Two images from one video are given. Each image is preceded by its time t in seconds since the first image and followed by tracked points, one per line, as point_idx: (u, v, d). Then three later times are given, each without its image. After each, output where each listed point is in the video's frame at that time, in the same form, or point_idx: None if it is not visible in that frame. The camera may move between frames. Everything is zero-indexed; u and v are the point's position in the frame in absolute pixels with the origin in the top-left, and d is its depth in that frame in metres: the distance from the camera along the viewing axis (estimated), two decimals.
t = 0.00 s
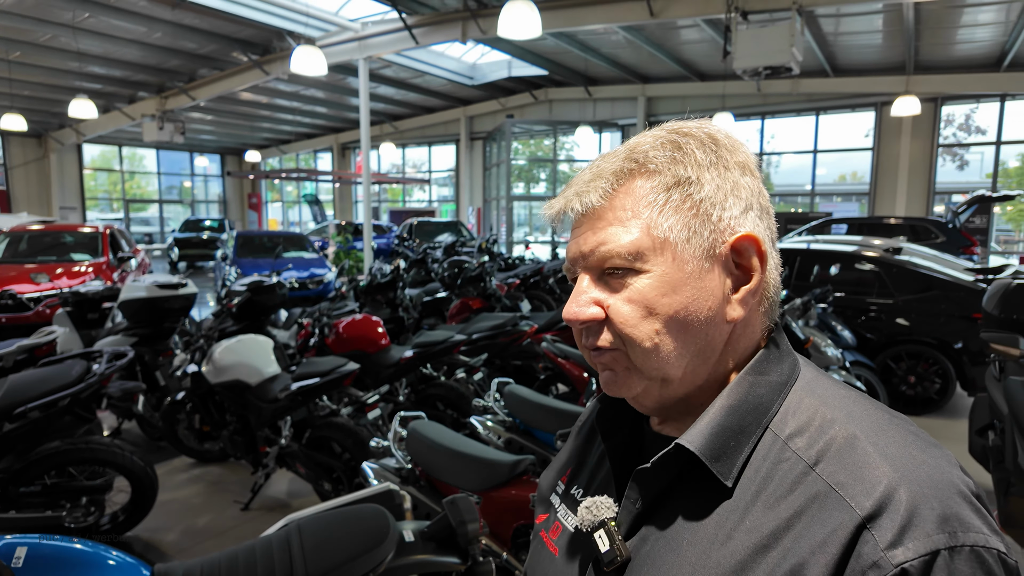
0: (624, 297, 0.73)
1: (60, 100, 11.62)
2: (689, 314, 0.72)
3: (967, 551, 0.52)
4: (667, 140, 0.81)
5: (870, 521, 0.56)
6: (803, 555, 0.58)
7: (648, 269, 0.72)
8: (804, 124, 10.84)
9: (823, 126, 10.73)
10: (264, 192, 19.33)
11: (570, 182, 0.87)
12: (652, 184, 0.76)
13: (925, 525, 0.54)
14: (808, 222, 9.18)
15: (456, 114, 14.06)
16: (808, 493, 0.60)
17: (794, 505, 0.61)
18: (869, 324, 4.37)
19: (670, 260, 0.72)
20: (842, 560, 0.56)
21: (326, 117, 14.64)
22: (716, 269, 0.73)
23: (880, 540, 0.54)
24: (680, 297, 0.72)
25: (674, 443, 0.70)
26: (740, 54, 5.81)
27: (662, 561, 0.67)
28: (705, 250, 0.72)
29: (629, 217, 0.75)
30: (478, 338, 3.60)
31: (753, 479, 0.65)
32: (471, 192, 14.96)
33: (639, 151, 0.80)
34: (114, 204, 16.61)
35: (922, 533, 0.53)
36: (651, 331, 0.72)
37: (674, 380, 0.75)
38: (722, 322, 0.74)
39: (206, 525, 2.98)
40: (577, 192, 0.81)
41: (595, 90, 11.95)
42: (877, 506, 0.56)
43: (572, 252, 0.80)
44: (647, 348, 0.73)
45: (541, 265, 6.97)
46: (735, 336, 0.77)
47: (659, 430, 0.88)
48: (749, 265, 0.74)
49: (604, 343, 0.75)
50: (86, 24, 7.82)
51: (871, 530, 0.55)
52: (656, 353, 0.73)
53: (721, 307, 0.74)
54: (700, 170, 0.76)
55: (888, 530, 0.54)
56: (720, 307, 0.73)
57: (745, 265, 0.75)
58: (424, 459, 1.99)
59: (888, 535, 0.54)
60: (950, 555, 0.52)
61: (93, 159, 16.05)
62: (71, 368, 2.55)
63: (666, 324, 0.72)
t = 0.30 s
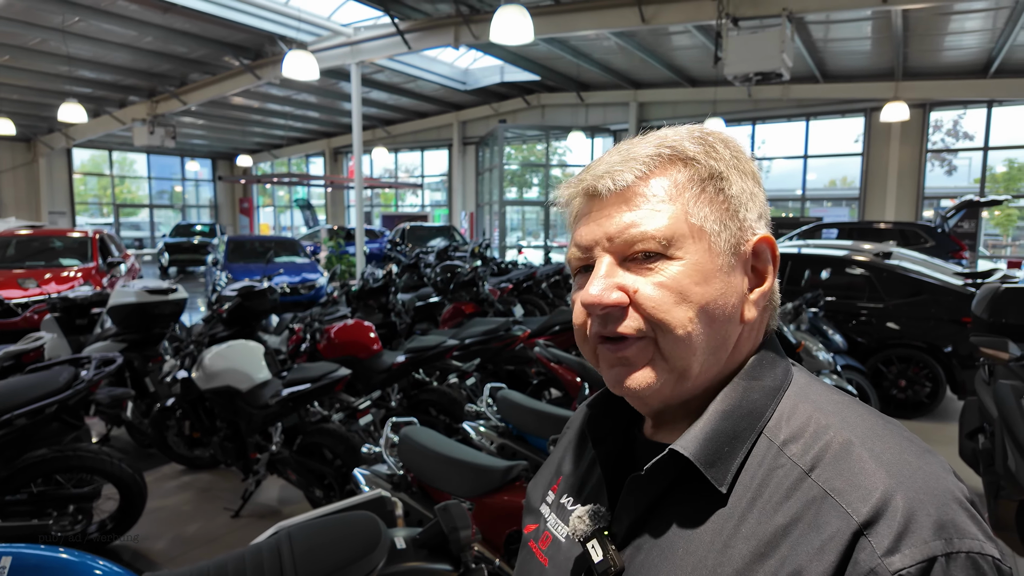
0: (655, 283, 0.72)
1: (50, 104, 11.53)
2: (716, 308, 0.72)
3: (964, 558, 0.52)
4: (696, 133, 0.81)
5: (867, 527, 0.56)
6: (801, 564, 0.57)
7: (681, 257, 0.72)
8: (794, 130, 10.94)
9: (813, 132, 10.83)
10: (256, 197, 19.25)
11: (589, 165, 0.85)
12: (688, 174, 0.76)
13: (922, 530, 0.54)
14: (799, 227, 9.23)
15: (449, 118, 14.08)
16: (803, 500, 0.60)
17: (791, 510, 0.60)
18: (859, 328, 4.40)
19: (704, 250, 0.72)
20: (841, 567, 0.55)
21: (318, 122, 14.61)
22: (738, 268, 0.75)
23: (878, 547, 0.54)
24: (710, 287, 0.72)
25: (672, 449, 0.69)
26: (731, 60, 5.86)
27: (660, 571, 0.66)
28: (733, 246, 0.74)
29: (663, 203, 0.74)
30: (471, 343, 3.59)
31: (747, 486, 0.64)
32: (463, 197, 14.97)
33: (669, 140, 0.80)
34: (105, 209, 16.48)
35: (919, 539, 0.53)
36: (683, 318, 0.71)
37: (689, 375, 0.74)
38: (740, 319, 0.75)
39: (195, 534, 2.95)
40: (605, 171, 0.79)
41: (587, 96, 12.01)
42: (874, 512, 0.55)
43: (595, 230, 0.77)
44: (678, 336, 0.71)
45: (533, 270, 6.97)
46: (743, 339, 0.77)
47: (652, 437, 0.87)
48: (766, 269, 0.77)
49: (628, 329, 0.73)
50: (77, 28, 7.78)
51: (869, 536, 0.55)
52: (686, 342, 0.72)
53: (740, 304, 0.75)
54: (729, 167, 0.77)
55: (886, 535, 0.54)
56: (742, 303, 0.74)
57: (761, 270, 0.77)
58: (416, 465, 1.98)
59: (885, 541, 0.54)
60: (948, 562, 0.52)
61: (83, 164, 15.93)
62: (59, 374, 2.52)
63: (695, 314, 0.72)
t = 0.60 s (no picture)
0: (629, 307, 0.71)
1: (40, 107, 11.45)
2: (695, 321, 0.72)
3: (948, 558, 0.51)
4: (653, 143, 0.80)
5: (851, 531, 0.55)
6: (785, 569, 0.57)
7: (654, 276, 0.71)
8: (786, 134, 11.02)
9: (805, 136, 10.91)
10: (249, 201, 19.20)
11: (550, 186, 0.83)
12: (650, 189, 0.75)
13: (907, 533, 0.53)
14: (791, 230, 9.27)
15: (442, 122, 14.09)
16: (788, 505, 0.60)
17: (776, 516, 0.60)
18: (851, 331, 4.42)
19: (676, 267, 0.72)
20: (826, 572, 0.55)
21: (311, 126, 14.58)
22: (712, 277, 0.74)
23: (863, 551, 0.54)
24: (687, 304, 0.71)
25: (655, 456, 0.69)
26: (722, 65, 5.89)
27: None
28: (703, 257, 0.73)
29: (628, 222, 0.73)
30: (464, 347, 3.60)
31: (732, 492, 0.64)
32: (457, 200, 14.97)
33: (628, 154, 0.79)
34: (95, 213, 16.36)
35: (903, 541, 0.53)
36: (662, 341, 0.71)
37: (677, 394, 0.74)
38: (717, 328, 0.75)
39: (184, 541, 2.91)
40: (567, 196, 0.77)
41: (580, 100, 12.05)
42: (859, 515, 0.55)
43: (562, 258, 0.76)
44: (659, 360, 0.71)
45: (527, 273, 6.97)
46: (722, 344, 0.77)
47: (635, 445, 0.87)
48: (737, 271, 0.77)
49: (611, 357, 0.73)
50: (67, 31, 7.73)
51: (853, 540, 0.54)
52: (668, 364, 0.71)
53: (716, 313, 0.74)
54: (690, 175, 0.77)
55: (871, 539, 0.54)
56: (716, 313, 0.74)
57: (733, 271, 0.77)
58: (407, 470, 1.96)
59: (870, 545, 0.53)
60: (933, 562, 0.51)
61: (74, 167, 15.82)
62: (46, 379, 2.48)
63: (674, 333, 0.71)
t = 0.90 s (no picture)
0: (581, 308, 0.72)
1: (30, 111, 11.37)
2: (647, 325, 0.71)
3: (921, 556, 0.52)
4: (620, 152, 0.80)
5: (826, 530, 0.55)
6: (764, 569, 0.57)
7: (606, 279, 0.72)
8: (777, 139, 11.09)
9: (796, 140, 10.98)
10: (241, 205, 19.13)
11: (523, 195, 0.86)
12: (607, 196, 0.75)
13: (881, 531, 0.53)
14: (783, 235, 9.32)
15: (436, 126, 14.10)
16: (767, 505, 0.60)
17: (755, 517, 0.60)
18: (842, 335, 4.44)
19: (627, 270, 0.71)
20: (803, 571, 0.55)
21: (304, 130, 14.55)
22: (670, 281, 0.73)
23: (837, 549, 0.54)
24: (638, 306, 0.71)
25: (633, 459, 0.69)
26: (714, 70, 5.93)
27: None
28: (660, 260, 0.72)
29: (585, 227, 0.74)
30: (457, 351, 3.60)
31: (712, 493, 0.64)
32: (450, 204, 14.97)
33: (592, 162, 0.80)
34: (87, 217, 16.26)
35: (877, 540, 0.53)
36: (610, 341, 0.71)
37: (633, 394, 0.74)
38: (678, 332, 0.74)
39: (174, 547, 2.88)
40: (531, 204, 0.80)
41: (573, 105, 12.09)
42: (835, 514, 0.55)
43: (526, 264, 0.78)
44: (607, 359, 0.72)
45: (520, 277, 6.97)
46: (691, 348, 0.76)
47: (619, 448, 0.87)
48: (702, 274, 0.74)
49: (563, 357, 0.74)
50: (58, 34, 7.68)
51: (829, 538, 0.55)
52: (618, 365, 0.72)
53: (676, 318, 0.73)
54: (652, 181, 0.76)
55: (846, 538, 0.54)
56: (676, 317, 0.73)
57: (698, 275, 0.74)
58: (399, 475, 1.96)
59: (844, 543, 0.54)
60: (906, 559, 0.52)
61: (65, 171, 15.72)
62: (34, 385, 2.45)
63: (626, 334, 0.71)
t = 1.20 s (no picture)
0: (573, 316, 0.72)
1: (20, 113, 11.28)
2: (638, 332, 0.71)
3: (907, 563, 0.52)
4: (614, 160, 0.80)
5: (811, 536, 0.55)
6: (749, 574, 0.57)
7: (598, 287, 0.71)
8: (769, 143, 11.15)
9: (787, 144, 11.04)
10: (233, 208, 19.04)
11: (517, 201, 0.86)
12: (599, 204, 0.75)
13: (864, 538, 0.53)
14: (775, 238, 9.37)
15: (429, 130, 14.10)
16: (755, 510, 0.59)
17: (742, 522, 0.59)
18: (834, 338, 4.45)
19: (619, 278, 0.71)
20: None
21: (297, 133, 14.51)
22: (662, 289, 0.73)
23: (821, 555, 0.54)
24: (629, 314, 0.71)
25: (622, 463, 0.68)
26: (705, 75, 5.96)
27: None
28: (652, 269, 0.72)
29: (577, 235, 0.74)
30: (450, 355, 3.59)
31: (701, 497, 0.63)
32: (444, 208, 14.96)
33: (585, 171, 0.80)
34: (77, 220, 16.13)
35: (861, 546, 0.53)
36: (600, 349, 0.71)
37: (623, 400, 0.74)
38: (669, 341, 0.73)
39: (163, 554, 2.85)
40: (524, 211, 0.80)
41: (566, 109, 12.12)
42: (819, 520, 0.55)
43: (518, 271, 0.78)
44: (597, 367, 0.71)
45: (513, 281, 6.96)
46: (682, 355, 0.76)
47: (610, 452, 0.86)
48: (694, 283, 0.74)
49: (554, 363, 0.74)
50: (48, 37, 7.63)
51: (813, 544, 0.55)
52: (607, 371, 0.71)
53: (667, 326, 0.73)
54: (644, 189, 0.76)
55: (830, 543, 0.54)
56: (667, 325, 0.73)
57: (690, 284, 0.74)
58: (391, 481, 1.94)
59: (829, 549, 0.54)
60: (891, 566, 0.52)
61: (55, 174, 15.59)
62: (22, 391, 2.42)
63: (616, 342, 0.71)
